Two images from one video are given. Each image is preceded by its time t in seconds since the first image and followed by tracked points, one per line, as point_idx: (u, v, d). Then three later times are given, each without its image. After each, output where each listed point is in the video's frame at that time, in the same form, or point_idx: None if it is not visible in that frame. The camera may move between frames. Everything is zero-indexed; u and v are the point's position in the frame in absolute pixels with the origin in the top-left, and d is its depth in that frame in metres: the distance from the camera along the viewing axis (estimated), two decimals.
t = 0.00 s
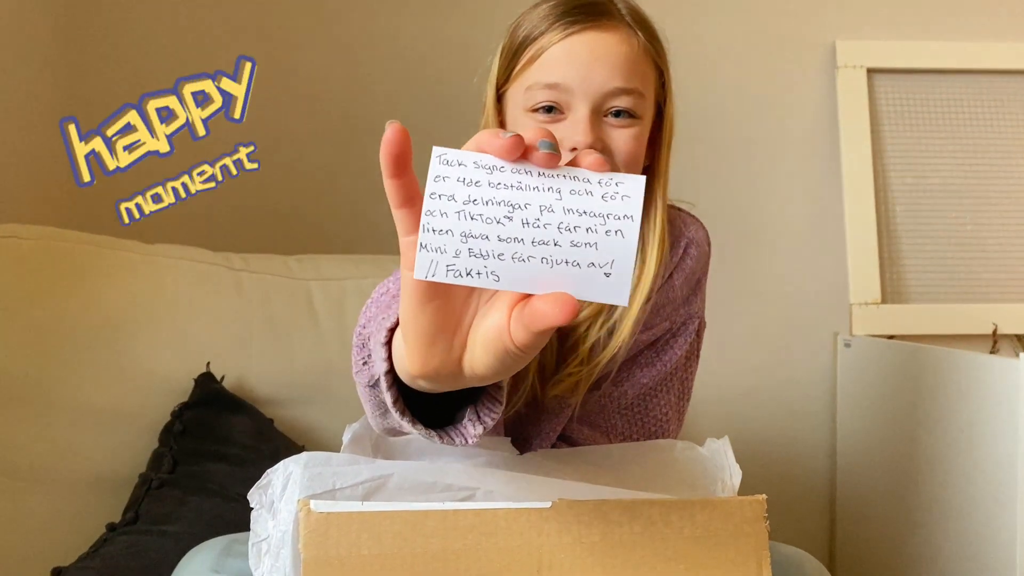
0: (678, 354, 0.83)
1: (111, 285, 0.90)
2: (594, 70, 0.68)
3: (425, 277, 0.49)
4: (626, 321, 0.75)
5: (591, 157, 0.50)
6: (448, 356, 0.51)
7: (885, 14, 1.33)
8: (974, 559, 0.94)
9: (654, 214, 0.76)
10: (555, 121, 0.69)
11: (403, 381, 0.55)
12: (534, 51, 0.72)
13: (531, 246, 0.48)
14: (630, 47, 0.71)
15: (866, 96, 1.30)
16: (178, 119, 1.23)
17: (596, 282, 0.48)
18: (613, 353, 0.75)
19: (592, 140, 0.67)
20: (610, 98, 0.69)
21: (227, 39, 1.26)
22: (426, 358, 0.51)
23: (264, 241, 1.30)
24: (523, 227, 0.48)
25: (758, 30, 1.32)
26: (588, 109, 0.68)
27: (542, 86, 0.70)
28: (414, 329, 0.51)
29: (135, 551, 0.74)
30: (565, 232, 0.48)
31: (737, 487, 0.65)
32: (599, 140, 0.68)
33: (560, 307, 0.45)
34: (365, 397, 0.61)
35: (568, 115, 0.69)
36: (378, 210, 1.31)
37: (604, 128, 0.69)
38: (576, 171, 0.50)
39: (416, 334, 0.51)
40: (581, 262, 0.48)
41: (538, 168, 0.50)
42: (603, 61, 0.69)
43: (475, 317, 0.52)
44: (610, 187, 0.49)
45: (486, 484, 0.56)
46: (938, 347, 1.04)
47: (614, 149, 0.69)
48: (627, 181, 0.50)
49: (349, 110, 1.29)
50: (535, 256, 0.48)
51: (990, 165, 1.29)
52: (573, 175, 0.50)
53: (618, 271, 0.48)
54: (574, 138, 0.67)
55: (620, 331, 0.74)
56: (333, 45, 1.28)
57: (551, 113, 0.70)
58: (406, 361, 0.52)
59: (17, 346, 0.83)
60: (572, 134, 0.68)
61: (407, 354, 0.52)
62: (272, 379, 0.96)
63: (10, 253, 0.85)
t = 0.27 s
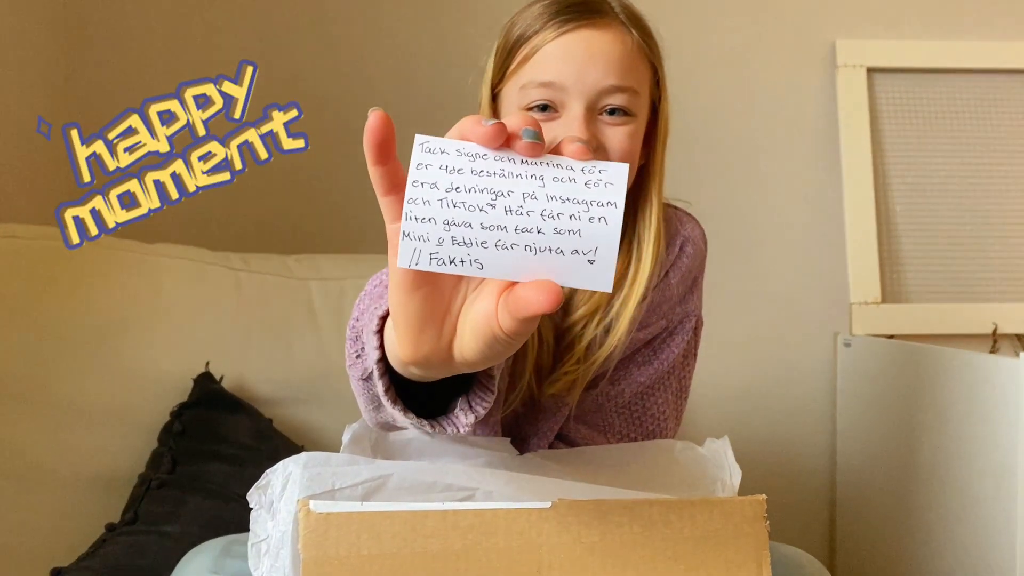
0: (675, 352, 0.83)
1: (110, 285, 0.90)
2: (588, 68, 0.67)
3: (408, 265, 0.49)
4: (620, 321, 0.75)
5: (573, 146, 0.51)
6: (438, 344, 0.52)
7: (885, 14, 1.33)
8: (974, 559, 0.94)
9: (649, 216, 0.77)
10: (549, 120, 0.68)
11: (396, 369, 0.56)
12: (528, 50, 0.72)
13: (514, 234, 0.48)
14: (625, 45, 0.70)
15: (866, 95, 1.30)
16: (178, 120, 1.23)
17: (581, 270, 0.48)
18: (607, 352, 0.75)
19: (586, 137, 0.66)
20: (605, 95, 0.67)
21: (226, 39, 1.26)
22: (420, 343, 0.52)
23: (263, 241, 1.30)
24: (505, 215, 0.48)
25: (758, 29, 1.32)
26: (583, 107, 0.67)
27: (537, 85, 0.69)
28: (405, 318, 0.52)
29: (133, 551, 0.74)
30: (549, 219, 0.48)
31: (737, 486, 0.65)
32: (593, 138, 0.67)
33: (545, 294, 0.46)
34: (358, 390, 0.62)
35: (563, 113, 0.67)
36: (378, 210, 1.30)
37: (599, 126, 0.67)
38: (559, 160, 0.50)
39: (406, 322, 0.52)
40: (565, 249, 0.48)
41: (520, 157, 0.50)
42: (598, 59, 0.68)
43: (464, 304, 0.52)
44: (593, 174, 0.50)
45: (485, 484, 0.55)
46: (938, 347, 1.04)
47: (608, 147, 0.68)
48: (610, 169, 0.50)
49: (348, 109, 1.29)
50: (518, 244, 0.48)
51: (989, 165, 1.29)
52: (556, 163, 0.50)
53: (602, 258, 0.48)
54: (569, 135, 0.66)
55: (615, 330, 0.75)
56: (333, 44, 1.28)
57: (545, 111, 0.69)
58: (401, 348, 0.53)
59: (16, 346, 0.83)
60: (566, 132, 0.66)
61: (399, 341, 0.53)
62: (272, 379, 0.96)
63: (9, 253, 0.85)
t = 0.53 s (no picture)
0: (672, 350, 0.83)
1: (109, 285, 0.91)
2: (581, 60, 0.68)
3: (416, 253, 0.49)
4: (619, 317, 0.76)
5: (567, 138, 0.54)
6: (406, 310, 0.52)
7: (885, 14, 1.33)
8: (974, 559, 0.94)
9: (644, 211, 0.79)
10: (544, 111, 0.69)
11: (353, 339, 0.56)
12: (521, 43, 0.73)
13: (515, 224, 0.50)
14: (617, 38, 0.71)
15: (865, 95, 1.30)
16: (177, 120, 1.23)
17: (569, 257, 0.50)
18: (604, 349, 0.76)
19: (581, 129, 0.67)
20: (599, 87, 0.69)
21: (226, 40, 1.26)
22: (390, 312, 0.52)
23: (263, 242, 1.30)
24: (506, 207, 0.50)
25: (758, 29, 1.32)
26: (577, 98, 0.68)
27: (531, 76, 0.70)
28: (378, 284, 0.52)
29: (132, 551, 0.74)
30: (544, 212, 0.50)
31: (737, 487, 0.64)
32: (588, 129, 0.68)
33: (538, 282, 0.46)
34: (309, 378, 0.63)
35: (557, 105, 0.68)
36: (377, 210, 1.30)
37: (592, 117, 0.68)
38: (554, 155, 0.52)
39: (380, 283, 0.52)
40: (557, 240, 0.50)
41: (521, 151, 0.51)
42: (591, 51, 0.69)
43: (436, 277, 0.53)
44: (581, 169, 0.52)
45: (486, 485, 0.55)
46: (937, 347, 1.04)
47: (603, 138, 0.69)
48: (597, 165, 0.52)
49: (348, 109, 1.29)
50: (518, 234, 0.50)
51: (989, 164, 1.29)
52: (551, 159, 0.52)
53: (588, 247, 0.51)
54: (564, 126, 0.67)
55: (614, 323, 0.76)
56: (332, 44, 1.28)
57: (540, 103, 0.70)
58: (367, 313, 0.53)
59: (16, 347, 0.83)
60: (561, 123, 0.67)
61: (368, 306, 0.53)
62: (271, 379, 0.95)
63: (7, 253, 0.85)
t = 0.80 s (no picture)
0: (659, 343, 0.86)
1: (108, 285, 0.90)
2: (560, 51, 0.74)
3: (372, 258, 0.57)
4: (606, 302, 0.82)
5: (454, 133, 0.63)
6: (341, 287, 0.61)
7: (883, 14, 1.33)
8: (973, 559, 0.95)
9: (626, 198, 0.85)
10: (525, 101, 0.74)
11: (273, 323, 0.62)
12: (505, 33, 0.77)
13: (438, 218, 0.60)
14: (596, 29, 0.76)
15: (864, 95, 1.30)
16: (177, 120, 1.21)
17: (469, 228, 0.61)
18: (591, 335, 0.81)
19: (558, 117, 0.73)
20: (576, 78, 0.74)
21: (225, 41, 1.26)
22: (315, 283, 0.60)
23: (263, 243, 1.30)
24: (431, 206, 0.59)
25: (757, 30, 1.32)
26: (556, 89, 0.73)
27: (513, 66, 0.75)
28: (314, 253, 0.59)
29: (134, 551, 0.74)
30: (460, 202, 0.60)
31: (736, 486, 0.63)
32: (566, 117, 0.73)
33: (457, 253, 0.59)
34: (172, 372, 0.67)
35: (537, 94, 0.74)
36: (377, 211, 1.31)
37: (571, 106, 0.74)
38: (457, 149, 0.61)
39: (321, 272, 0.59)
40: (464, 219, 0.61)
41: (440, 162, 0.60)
42: (571, 43, 0.74)
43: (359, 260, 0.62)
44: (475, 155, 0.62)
45: (485, 484, 0.56)
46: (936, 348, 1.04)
47: (581, 126, 0.74)
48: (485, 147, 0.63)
49: (347, 111, 1.29)
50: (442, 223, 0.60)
51: (986, 164, 1.30)
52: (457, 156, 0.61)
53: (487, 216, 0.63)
54: (543, 115, 0.72)
55: (603, 309, 0.82)
56: (332, 46, 1.28)
57: (521, 93, 0.75)
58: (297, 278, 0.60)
59: (15, 348, 0.83)
60: (540, 112, 0.73)
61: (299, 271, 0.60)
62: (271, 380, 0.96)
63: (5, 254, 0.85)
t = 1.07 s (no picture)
0: (635, 332, 0.87)
1: (107, 286, 0.90)
2: (506, 77, 0.76)
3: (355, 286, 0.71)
4: (578, 297, 0.85)
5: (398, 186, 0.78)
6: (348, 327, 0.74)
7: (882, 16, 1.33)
8: (972, 560, 0.95)
9: (593, 201, 0.88)
10: (476, 124, 0.78)
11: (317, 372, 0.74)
12: (463, 58, 0.81)
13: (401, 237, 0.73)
14: (542, 54, 0.78)
15: (862, 96, 1.30)
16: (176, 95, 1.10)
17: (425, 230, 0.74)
18: (564, 323, 0.85)
19: (502, 142, 0.76)
20: (521, 103, 0.77)
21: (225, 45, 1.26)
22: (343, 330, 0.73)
23: (263, 246, 1.30)
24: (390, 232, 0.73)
25: (756, 31, 1.32)
26: (500, 114, 0.76)
27: (465, 91, 0.78)
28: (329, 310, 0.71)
29: (134, 551, 0.74)
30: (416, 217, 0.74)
31: (735, 483, 0.63)
32: (511, 141, 0.77)
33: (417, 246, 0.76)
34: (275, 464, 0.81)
35: (484, 119, 0.77)
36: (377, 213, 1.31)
37: (515, 129, 0.77)
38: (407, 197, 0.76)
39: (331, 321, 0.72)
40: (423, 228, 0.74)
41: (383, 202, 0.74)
42: (515, 70, 0.76)
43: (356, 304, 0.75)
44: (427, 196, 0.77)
45: (482, 483, 0.56)
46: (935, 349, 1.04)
47: (525, 148, 0.77)
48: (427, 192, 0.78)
49: (347, 113, 1.29)
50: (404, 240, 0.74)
51: (981, 166, 1.30)
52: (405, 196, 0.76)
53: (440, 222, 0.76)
54: (489, 140, 0.76)
55: (578, 302, 0.85)
56: (331, 49, 1.28)
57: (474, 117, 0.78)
58: (321, 334, 0.72)
59: (14, 351, 0.83)
60: (486, 137, 0.77)
61: (320, 328, 0.72)
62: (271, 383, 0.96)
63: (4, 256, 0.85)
